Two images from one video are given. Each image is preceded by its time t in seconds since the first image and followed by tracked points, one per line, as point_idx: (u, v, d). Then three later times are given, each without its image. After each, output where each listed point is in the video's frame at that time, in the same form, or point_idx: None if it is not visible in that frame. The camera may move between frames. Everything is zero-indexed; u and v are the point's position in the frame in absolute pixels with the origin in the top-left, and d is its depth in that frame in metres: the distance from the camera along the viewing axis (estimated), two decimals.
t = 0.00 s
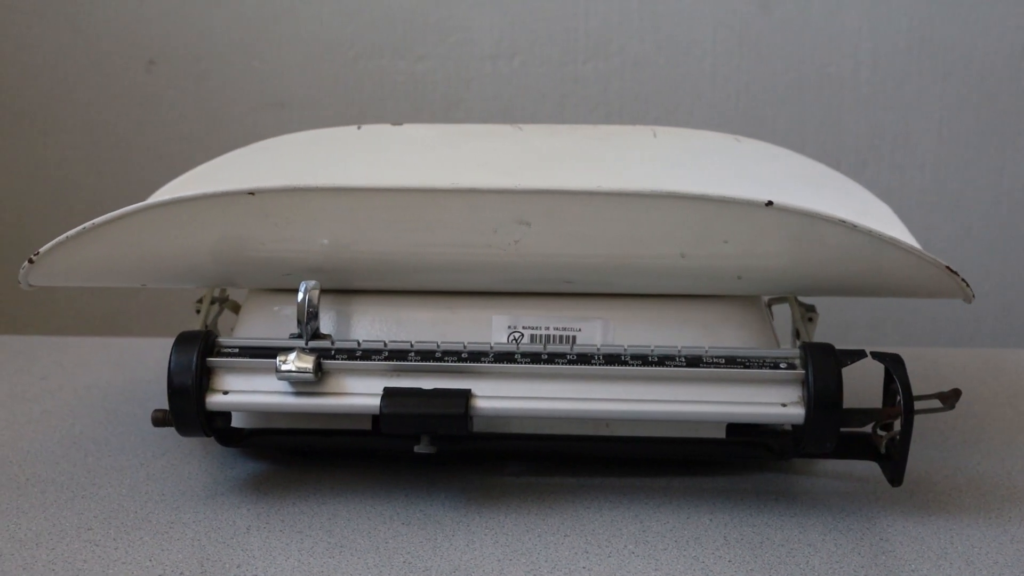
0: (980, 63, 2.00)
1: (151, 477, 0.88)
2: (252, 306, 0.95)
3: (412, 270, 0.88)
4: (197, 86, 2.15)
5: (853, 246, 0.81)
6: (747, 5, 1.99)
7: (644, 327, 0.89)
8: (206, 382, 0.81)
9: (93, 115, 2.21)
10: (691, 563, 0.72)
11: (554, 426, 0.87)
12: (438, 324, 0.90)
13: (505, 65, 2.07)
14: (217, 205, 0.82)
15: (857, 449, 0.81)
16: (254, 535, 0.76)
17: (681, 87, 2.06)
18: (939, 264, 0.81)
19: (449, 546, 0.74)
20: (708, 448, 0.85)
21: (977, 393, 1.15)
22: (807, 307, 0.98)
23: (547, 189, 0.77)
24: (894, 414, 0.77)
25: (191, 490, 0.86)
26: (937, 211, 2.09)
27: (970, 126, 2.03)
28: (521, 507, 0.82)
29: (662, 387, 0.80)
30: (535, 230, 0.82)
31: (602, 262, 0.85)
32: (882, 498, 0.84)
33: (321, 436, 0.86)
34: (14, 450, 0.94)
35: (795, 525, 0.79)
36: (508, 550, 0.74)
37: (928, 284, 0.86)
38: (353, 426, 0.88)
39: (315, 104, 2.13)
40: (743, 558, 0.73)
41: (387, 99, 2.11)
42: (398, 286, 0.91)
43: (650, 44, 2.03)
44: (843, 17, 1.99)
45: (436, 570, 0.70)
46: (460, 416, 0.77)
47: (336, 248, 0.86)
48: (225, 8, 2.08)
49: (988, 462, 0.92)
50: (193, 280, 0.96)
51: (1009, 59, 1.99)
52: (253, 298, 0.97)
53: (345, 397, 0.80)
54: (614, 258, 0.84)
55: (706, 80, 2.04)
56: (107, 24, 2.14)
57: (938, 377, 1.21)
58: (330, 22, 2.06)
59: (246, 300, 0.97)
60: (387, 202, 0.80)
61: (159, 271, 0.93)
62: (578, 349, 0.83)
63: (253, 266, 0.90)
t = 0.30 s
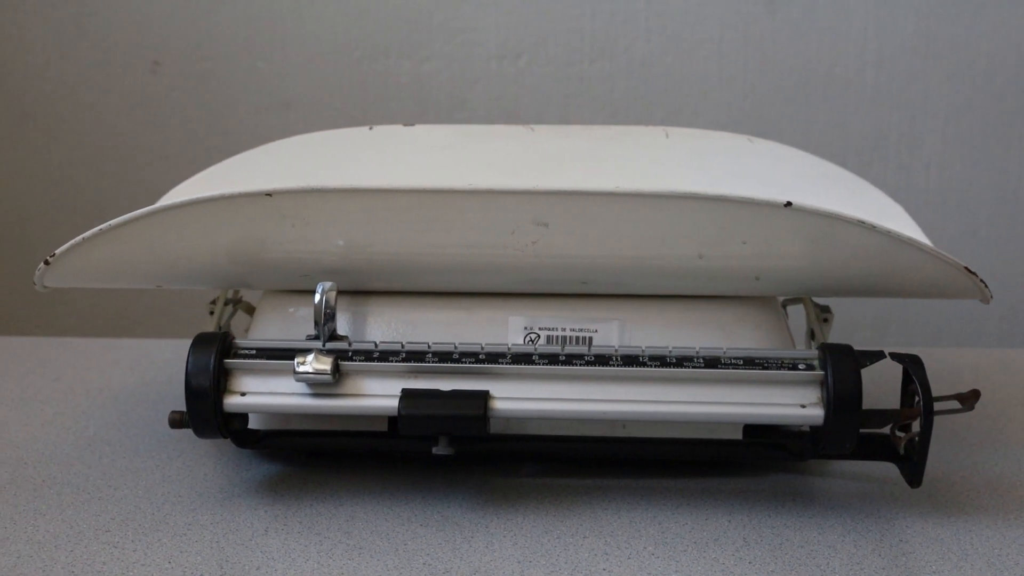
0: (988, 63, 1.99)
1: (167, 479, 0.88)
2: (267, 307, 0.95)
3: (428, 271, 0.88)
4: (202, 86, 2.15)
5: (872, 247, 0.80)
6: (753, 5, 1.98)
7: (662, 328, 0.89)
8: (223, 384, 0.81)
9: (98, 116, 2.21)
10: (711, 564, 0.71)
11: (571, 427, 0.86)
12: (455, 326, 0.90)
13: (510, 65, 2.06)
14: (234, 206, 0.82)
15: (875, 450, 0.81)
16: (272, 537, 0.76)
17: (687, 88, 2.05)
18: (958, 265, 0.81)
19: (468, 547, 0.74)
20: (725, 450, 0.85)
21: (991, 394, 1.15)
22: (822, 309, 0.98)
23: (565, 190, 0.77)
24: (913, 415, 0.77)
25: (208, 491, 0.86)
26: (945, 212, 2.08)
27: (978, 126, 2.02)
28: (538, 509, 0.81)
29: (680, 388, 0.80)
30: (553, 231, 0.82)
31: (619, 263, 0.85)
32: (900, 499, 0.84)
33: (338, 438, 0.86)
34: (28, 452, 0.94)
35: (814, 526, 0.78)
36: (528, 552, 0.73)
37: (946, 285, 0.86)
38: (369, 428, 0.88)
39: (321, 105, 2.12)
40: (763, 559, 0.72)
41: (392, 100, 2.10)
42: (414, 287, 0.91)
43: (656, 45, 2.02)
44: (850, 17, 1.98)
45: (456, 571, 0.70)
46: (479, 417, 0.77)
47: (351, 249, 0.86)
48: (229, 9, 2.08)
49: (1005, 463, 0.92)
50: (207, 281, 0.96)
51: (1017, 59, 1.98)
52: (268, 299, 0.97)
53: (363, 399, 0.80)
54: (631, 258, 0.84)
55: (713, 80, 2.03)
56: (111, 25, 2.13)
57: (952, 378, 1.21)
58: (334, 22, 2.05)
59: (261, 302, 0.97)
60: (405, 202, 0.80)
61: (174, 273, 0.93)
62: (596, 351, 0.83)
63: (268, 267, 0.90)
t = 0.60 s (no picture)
0: (992, 63, 1.99)
1: (182, 481, 0.88)
2: (281, 309, 0.95)
3: (445, 272, 0.88)
4: (205, 87, 2.14)
5: (891, 248, 0.81)
6: (757, 5, 1.97)
7: (678, 329, 0.89)
8: (240, 386, 0.80)
9: (100, 117, 2.21)
10: (731, 565, 0.71)
11: (586, 428, 0.86)
12: (471, 327, 0.90)
13: (514, 65, 2.06)
14: (250, 207, 0.81)
15: (892, 449, 0.81)
16: (291, 539, 0.76)
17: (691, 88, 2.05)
18: (976, 265, 0.81)
19: (487, 549, 0.74)
20: (742, 451, 0.85)
21: (1003, 395, 1.14)
22: (837, 309, 0.98)
23: (581, 191, 0.77)
24: (931, 416, 0.77)
25: (224, 493, 0.85)
26: (950, 212, 2.08)
27: (982, 126, 2.02)
28: (556, 510, 0.81)
29: (697, 389, 0.80)
30: (570, 232, 0.82)
31: (636, 264, 0.85)
32: (917, 499, 0.84)
33: (355, 439, 0.86)
34: (41, 454, 0.93)
35: (833, 527, 0.79)
36: (547, 553, 0.73)
37: (963, 285, 0.86)
38: (385, 429, 0.88)
39: (324, 105, 2.11)
40: (782, 560, 0.72)
41: (395, 100, 2.10)
42: (429, 288, 0.91)
43: (660, 45, 2.01)
44: (854, 17, 1.97)
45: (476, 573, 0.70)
46: (497, 418, 0.77)
47: (366, 250, 0.86)
48: (231, 9, 2.07)
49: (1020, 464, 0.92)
50: (221, 282, 0.95)
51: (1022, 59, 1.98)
52: (283, 300, 0.96)
53: (380, 400, 0.80)
54: (646, 258, 0.84)
55: (717, 80, 2.03)
56: (113, 25, 2.13)
57: (963, 379, 1.20)
58: (337, 22, 2.05)
59: (274, 304, 0.97)
60: (424, 203, 0.80)
61: (188, 274, 0.92)
62: (613, 352, 0.83)
63: (282, 268, 0.90)
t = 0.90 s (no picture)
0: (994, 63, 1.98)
1: (195, 481, 0.88)
2: (291, 310, 0.95)
3: (458, 272, 0.88)
4: (206, 87, 2.14)
5: (906, 248, 0.81)
6: (759, 4, 1.97)
7: (691, 329, 0.89)
8: (254, 387, 0.80)
9: (101, 117, 2.20)
10: (747, 565, 0.71)
11: (600, 428, 0.86)
12: (485, 328, 0.90)
13: (516, 65, 2.05)
14: (263, 208, 0.81)
15: (906, 449, 0.81)
16: (306, 539, 0.76)
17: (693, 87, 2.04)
18: (990, 265, 0.81)
19: (503, 550, 0.74)
20: (756, 451, 0.85)
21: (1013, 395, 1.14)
22: (848, 309, 0.98)
23: (595, 191, 0.77)
24: (946, 415, 0.77)
25: (237, 494, 0.85)
26: (953, 212, 2.09)
27: (984, 126, 2.02)
28: (570, 511, 0.81)
29: (712, 389, 0.80)
30: (585, 232, 0.82)
31: (650, 264, 0.85)
32: (931, 498, 0.84)
33: (369, 439, 0.86)
34: (52, 456, 0.93)
35: (848, 527, 0.79)
36: (564, 554, 0.73)
37: (976, 284, 0.86)
38: (398, 430, 0.87)
39: (326, 105, 2.11)
40: (799, 560, 0.72)
41: (397, 100, 2.09)
42: (441, 288, 0.91)
43: (663, 45, 2.01)
44: (856, 16, 1.97)
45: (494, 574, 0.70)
46: (513, 418, 0.77)
47: (379, 250, 0.86)
48: (232, 9, 2.07)
49: None
50: (232, 283, 0.95)
51: None
52: (293, 301, 0.96)
53: (395, 400, 0.80)
54: (659, 259, 0.84)
55: (719, 80, 2.03)
56: (114, 25, 2.12)
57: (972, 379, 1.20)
58: (339, 22, 2.04)
59: (285, 305, 0.96)
60: (438, 203, 0.80)
61: (200, 274, 0.92)
62: (627, 352, 0.83)
63: (293, 269, 0.89)
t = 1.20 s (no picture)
0: (998, 62, 1.99)
1: (213, 483, 0.87)
2: (308, 312, 0.95)
3: (476, 273, 0.88)
4: (210, 87, 2.13)
5: (927, 248, 0.81)
6: (764, 4, 1.97)
7: (710, 330, 0.89)
8: (274, 388, 0.80)
9: (104, 118, 2.19)
10: (772, 565, 0.71)
11: (620, 429, 0.86)
12: (503, 329, 0.90)
13: (520, 65, 2.05)
14: (284, 209, 0.81)
15: (926, 449, 0.81)
16: (328, 541, 0.76)
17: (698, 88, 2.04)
18: (1011, 265, 0.82)
19: (526, 551, 0.74)
20: (777, 452, 0.85)
21: None
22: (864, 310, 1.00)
23: (616, 192, 0.76)
24: (967, 416, 0.77)
25: (256, 496, 0.85)
26: (958, 211, 2.09)
27: (989, 125, 2.02)
28: (591, 511, 0.81)
29: (733, 389, 0.80)
30: (605, 233, 0.81)
31: (670, 264, 0.84)
32: (951, 498, 0.85)
33: (388, 440, 0.85)
34: (68, 458, 0.93)
35: (869, 527, 0.79)
36: (587, 555, 0.73)
37: (995, 284, 0.86)
38: (416, 431, 0.87)
39: (331, 105, 2.10)
40: (822, 560, 0.72)
41: (402, 100, 2.09)
42: (459, 288, 0.91)
43: (667, 45, 2.01)
44: (860, 16, 1.97)
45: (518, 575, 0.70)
46: (535, 419, 0.76)
47: (398, 251, 0.85)
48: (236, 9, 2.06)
49: None
50: (248, 284, 0.95)
51: None
52: (310, 302, 0.96)
53: (416, 401, 0.80)
54: (678, 259, 0.84)
55: (724, 80, 2.02)
56: (116, 25, 2.11)
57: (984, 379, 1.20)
58: (343, 22, 2.04)
59: (302, 307, 0.96)
60: (459, 204, 0.80)
61: (217, 276, 0.92)
62: (647, 352, 0.82)
63: (311, 269, 0.89)
